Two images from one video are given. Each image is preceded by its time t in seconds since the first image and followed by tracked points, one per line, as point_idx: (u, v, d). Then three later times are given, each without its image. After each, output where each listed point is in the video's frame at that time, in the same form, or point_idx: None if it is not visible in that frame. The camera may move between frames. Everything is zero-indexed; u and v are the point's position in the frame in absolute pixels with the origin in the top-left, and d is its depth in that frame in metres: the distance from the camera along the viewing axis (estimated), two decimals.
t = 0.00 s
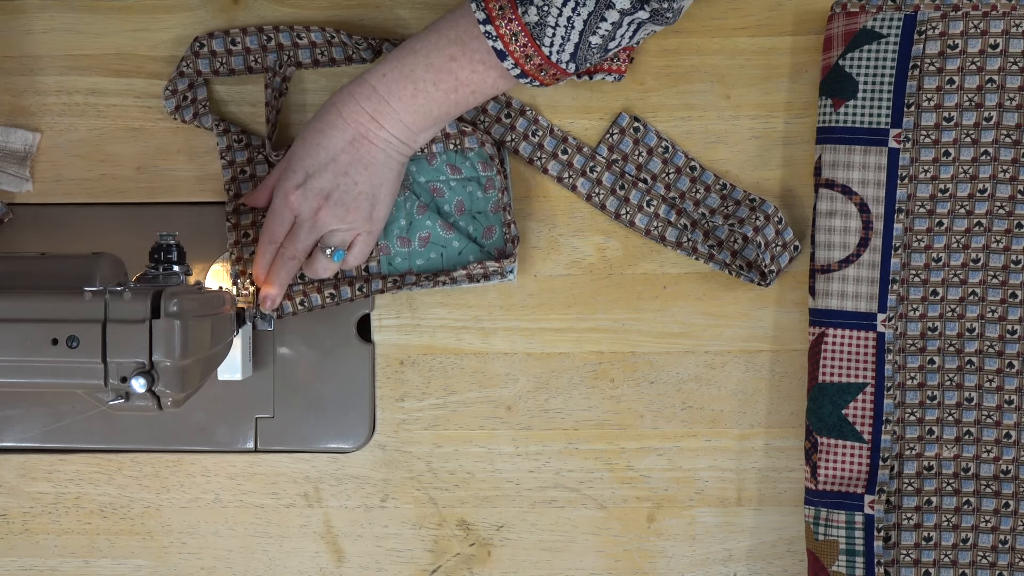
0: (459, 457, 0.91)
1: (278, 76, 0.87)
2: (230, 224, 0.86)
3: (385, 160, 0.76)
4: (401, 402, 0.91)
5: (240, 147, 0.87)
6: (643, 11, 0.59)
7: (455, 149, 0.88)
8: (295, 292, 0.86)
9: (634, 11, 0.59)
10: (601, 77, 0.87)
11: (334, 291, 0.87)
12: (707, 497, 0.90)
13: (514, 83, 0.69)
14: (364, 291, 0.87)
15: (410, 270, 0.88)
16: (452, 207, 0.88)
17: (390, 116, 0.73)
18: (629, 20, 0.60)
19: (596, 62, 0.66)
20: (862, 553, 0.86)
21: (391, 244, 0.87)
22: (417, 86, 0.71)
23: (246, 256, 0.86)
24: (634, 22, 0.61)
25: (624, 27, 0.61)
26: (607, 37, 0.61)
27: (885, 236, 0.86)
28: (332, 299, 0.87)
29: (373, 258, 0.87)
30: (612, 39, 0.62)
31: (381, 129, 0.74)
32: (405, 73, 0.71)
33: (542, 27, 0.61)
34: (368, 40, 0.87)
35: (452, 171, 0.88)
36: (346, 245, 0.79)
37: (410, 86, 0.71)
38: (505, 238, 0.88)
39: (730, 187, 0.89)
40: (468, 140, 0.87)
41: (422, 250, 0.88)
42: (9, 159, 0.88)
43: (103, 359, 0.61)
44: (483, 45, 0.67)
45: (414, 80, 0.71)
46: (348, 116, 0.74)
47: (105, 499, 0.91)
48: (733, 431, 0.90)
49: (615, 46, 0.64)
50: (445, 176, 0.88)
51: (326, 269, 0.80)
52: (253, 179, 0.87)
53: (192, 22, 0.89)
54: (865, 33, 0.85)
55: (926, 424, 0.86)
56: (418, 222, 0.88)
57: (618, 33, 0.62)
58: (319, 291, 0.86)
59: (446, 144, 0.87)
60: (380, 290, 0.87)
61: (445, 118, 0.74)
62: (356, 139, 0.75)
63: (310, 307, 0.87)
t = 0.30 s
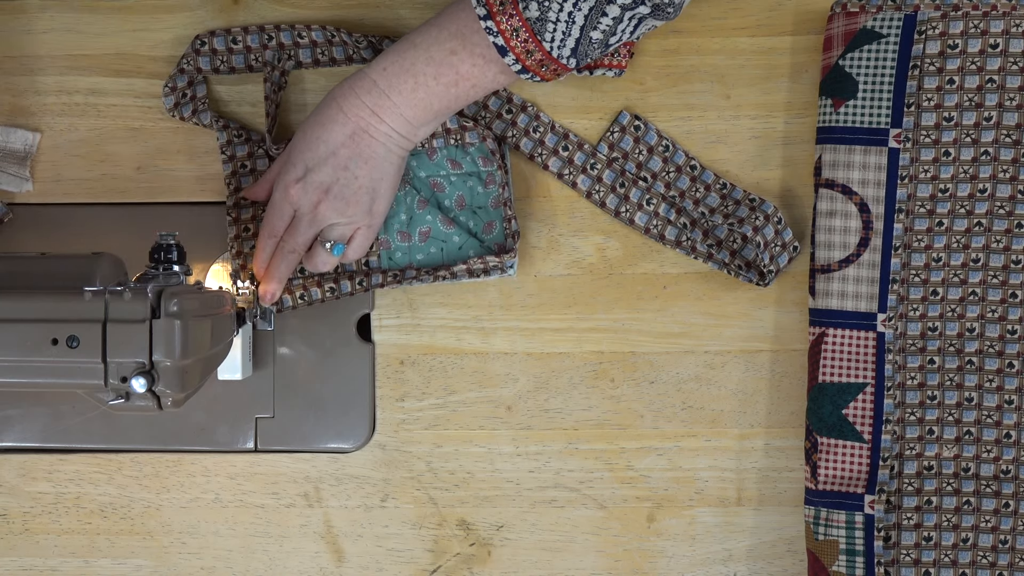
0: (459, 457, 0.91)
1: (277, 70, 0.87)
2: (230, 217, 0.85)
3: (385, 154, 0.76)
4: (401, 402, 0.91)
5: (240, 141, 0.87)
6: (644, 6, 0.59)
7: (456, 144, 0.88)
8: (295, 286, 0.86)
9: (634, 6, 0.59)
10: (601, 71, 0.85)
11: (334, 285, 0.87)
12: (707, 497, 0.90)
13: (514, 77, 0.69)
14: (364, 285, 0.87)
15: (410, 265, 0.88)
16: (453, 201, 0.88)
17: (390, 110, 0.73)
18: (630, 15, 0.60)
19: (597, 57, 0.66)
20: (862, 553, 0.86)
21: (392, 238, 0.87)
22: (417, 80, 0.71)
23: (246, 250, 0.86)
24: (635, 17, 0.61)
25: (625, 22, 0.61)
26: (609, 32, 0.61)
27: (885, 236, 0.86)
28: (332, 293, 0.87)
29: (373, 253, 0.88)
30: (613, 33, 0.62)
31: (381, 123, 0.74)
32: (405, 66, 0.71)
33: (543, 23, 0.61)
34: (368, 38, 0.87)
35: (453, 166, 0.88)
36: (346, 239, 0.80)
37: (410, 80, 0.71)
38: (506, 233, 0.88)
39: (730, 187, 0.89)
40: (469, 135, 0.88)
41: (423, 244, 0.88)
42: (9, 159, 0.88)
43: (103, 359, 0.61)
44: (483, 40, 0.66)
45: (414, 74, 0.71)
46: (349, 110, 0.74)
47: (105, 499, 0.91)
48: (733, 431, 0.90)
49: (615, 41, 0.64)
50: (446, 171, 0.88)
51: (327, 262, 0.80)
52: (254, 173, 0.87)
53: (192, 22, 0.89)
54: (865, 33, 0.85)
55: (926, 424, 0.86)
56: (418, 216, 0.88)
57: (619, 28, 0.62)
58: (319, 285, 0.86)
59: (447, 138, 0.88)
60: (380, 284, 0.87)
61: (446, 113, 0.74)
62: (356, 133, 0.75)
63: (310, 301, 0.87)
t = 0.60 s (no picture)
0: (459, 457, 0.91)
1: (276, 65, 0.87)
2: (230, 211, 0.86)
3: (385, 149, 0.75)
4: (401, 402, 0.91)
5: (240, 136, 0.87)
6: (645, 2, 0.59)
7: (456, 139, 0.88)
8: (295, 281, 0.86)
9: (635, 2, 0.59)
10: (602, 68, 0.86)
11: (334, 279, 0.87)
12: (707, 497, 0.90)
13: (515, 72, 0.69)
14: (364, 279, 0.87)
15: (410, 260, 0.88)
16: (453, 196, 0.89)
17: (390, 105, 0.73)
18: (631, 11, 0.60)
19: (598, 53, 0.66)
20: (862, 553, 0.86)
21: (392, 233, 0.87)
22: (417, 74, 0.71)
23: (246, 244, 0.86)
24: (636, 12, 0.61)
25: (626, 18, 0.61)
26: (609, 28, 0.61)
27: (885, 236, 0.86)
28: (332, 287, 0.87)
29: (373, 247, 0.87)
30: (615, 29, 0.62)
31: (381, 118, 0.74)
32: (406, 61, 0.71)
33: (544, 19, 0.61)
34: (368, 36, 0.87)
35: (454, 161, 0.88)
36: (346, 233, 0.80)
37: (411, 75, 0.71)
38: (506, 228, 0.88)
39: (730, 186, 0.89)
40: (470, 130, 0.87)
41: (423, 239, 0.88)
42: (9, 159, 0.88)
43: (103, 359, 0.61)
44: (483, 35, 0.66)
45: (415, 69, 0.70)
46: (348, 104, 0.74)
47: (105, 499, 0.91)
48: (733, 431, 0.90)
49: (616, 37, 0.64)
50: (446, 165, 0.88)
51: (327, 257, 0.80)
52: (253, 168, 0.87)
53: (192, 21, 0.89)
54: (865, 33, 0.85)
55: (926, 424, 0.86)
56: (419, 211, 0.87)
57: (620, 24, 0.62)
58: (319, 280, 0.86)
59: (447, 133, 0.87)
60: (379, 278, 0.87)
61: (446, 108, 0.74)
62: (356, 127, 0.74)
63: (310, 296, 0.87)
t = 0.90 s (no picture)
0: (459, 457, 0.91)
1: (278, 57, 0.87)
2: (230, 203, 0.86)
3: (388, 142, 0.75)
4: (401, 402, 0.91)
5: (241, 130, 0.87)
6: None
7: (458, 134, 0.88)
8: (295, 274, 0.86)
9: None
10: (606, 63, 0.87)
11: (334, 273, 0.87)
12: (707, 497, 0.90)
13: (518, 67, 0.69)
14: (364, 273, 0.87)
15: (410, 254, 0.88)
16: (454, 191, 0.88)
17: (393, 98, 0.73)
18: (635, 6, 0.60)
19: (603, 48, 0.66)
20: (862, 553, 0.86)
21: (392, 228, 0.88)
22: (421, 68, 0.71)
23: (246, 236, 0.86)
24: (640, 8, 0.61)
25: (631, 14, 0.61)
26: (614, 23, 0.61)
27: (885, 236, 0.86)
28: (332, 281, 0.87)
29: (374, 242, 0.88)
30: (620, 24, 0.62)
31: (385, 112, 0.74)
32: (410, 55, 0.71)
33: (549, 15, 0.61)
34: (371, 32, 0.87)
35: (455, 156, 0.88)
36: (349, 226, 0.80)
37: (415, 68, 0.71)
38: (506, 224, 0.88)
39: (730, 186, 0.89)
40: (472, 125, 0.87)
41: (423, 234, 0.88)
42: (9, 159, 0.88)
43: (103, 359, 0.61)
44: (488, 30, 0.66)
45: (419, 62, 0.71)
46: (352, 98, 0.74)
47: (105, 499, 0.91)
48: (733, 431, 0.90)
49: (621, 32, 0.64)
50: (448, 161, 0.88)
51: (330, 250, 0.81)
52: (255, 160, 0.87)
53: (192, 21, 0.89)
54: (865, 33, 0.85)
55: (926, 424, 0.86)
56: (420, 206, 0.88)
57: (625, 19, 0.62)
58: (319, 273, 0.87)
59: (450, 128, 0.87)
60: (379, 272, 0.87)
61: (449, 102, 0.74)
62: (360, 121, 0.74)
63: (310, 288, 0.87)
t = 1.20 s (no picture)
0: (459, 457, 0.91)
1: (279, 58, 0.87)
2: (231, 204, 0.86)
3: (391, 146, 0.75)
4: (401, 402, 0.91)
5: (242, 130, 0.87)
6: None
7: (459, 137, 0.87)
8: (295, 276, 0.86)
9: None
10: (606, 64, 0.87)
11: (334, 275, 0.87)
12: (707, 497, 0.90)
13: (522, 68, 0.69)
14: (364, 276, 0.87)
15: (411, 257, 0.88)
16: (454, 194, 0.89)
17: (396, 102, 0.73)
18: (635, 5, 0.60)
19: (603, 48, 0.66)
20: (862, 553, 0.86)
21: (393, 231, 0.87)
22: (424, 71, 0.71)
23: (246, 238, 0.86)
24: (640, 7, 0.60)
25: (631, 12, 0.61)
26: (614, 22, 0.61)
27: (885, 236, 0.86)
28: (332, 283, 0.87)
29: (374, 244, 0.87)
30: (620, 24, 0.62)
31: (387, 115, 0.74)
32: (413, 58, 0.71)
33: (549, 14, 0.61)
34: (371, 31, 0.87)
35: (456, 159, 0.88)
36: (352, 230, 0.79)
37: (417, 71, 0.71)
38: (507, 227, 0.88)
39: (730, 186, 0.89)
40: (474, 129, 0.87)
41: (423, 236, 0.88)
42: (9, 159, 0.88)
43: (103, 359, 0.61)
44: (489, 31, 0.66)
45: (421, 65, 0.71)
46: (355, 102, 0.74)
47: (105, 499, 0.91)
48: (733, 431, 0.90)
49: (621, 32, 0.64)
50: (449, 163, 0.88)
51: (332, 254, 0.80)
52: (256, 161, 0.87)
53: (191, 21, 0.88)
54: (865, 33, 0.85)
55: (926, 424, 0.86)
56: (420, 209, 0.88)
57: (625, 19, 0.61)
58: (319, 276, 0.86)
59: (451, 132, 0.87)
60: (379, 276, 0.86)
61: (452, 105, 0.74)
62: (363, 124, 0.74)
63: (310, 291, 0.87)
